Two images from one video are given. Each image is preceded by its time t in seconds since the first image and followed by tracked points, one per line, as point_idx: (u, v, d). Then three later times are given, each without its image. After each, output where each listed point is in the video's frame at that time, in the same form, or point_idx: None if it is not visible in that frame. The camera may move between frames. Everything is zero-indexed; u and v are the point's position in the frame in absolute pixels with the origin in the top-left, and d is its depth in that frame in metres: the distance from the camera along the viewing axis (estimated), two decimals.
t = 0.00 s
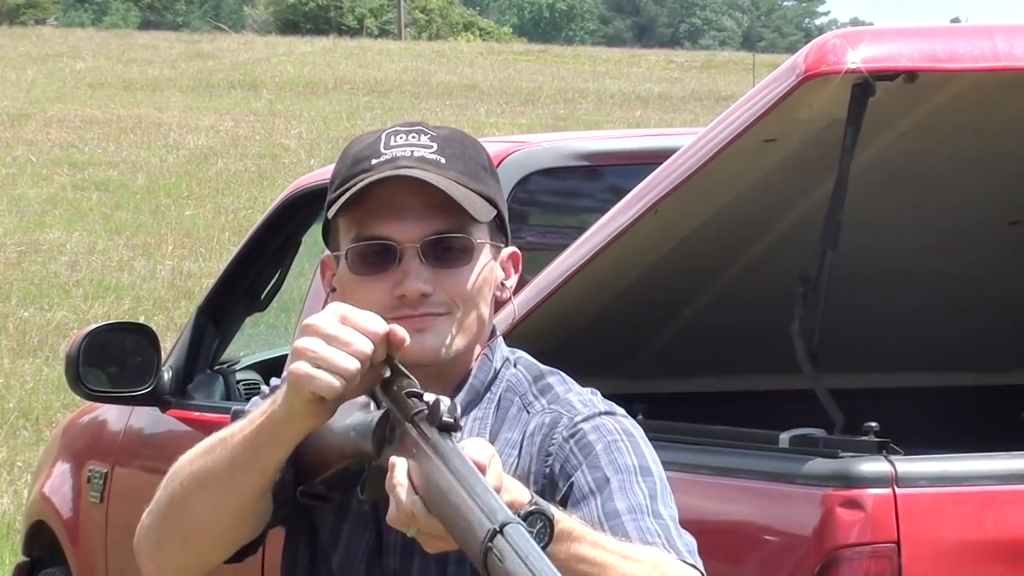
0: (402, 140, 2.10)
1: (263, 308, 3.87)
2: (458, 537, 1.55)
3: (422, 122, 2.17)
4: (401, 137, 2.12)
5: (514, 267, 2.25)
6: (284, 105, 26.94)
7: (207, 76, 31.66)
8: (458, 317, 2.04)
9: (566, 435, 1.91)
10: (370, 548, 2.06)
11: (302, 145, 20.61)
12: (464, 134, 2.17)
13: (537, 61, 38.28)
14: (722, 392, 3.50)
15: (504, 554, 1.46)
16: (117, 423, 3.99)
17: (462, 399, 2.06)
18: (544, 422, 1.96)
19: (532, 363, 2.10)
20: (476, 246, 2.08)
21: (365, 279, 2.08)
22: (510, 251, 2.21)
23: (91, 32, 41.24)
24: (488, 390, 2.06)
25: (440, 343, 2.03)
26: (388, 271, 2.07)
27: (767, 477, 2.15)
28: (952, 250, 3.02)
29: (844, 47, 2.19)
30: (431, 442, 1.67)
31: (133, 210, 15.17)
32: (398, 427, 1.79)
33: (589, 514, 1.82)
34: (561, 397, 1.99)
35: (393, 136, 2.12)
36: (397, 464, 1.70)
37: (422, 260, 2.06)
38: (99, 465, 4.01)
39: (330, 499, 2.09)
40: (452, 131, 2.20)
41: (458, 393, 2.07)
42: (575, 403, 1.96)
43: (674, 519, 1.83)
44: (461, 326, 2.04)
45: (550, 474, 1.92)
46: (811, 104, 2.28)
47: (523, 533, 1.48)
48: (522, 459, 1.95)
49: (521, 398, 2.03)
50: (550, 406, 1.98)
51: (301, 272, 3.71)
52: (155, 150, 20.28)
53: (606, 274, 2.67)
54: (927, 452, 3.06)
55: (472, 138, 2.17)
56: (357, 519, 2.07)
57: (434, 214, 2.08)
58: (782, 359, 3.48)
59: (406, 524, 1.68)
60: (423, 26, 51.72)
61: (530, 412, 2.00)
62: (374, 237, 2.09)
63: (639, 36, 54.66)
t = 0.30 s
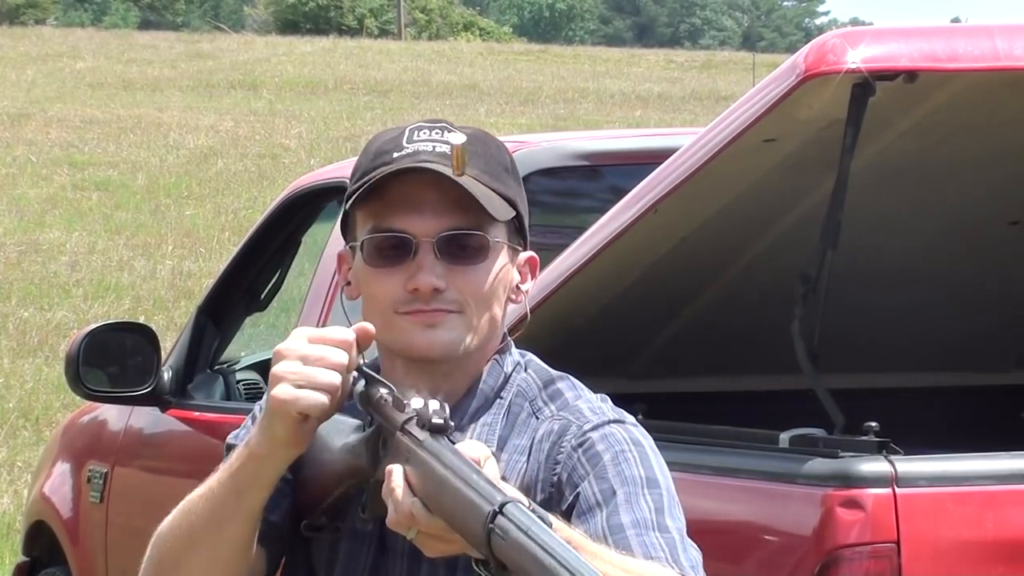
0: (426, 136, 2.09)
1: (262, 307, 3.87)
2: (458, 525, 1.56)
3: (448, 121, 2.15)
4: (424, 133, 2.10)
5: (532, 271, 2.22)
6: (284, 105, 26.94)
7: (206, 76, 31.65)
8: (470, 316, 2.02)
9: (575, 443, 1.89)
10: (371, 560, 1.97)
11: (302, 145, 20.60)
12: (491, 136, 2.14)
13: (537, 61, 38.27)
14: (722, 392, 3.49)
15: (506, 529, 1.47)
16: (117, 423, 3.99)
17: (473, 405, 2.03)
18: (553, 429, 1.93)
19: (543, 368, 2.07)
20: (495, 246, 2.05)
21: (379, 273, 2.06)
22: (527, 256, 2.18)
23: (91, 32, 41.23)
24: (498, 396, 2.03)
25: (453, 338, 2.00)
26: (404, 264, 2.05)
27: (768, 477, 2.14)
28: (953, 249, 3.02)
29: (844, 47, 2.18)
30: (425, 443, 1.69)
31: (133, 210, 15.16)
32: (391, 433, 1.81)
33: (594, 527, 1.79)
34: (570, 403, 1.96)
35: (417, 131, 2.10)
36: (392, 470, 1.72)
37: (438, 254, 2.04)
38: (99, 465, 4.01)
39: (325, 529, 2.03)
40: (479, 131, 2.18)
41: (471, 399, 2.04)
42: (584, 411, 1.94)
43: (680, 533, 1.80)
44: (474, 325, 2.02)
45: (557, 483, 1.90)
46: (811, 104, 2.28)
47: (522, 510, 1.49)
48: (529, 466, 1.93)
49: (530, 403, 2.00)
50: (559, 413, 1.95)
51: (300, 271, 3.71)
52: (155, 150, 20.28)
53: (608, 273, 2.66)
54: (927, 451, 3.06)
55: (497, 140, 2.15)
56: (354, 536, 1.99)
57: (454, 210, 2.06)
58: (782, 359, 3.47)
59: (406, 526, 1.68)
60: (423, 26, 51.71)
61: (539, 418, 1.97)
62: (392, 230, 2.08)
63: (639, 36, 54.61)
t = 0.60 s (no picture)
0: (420, 138, 2.07)
1: (263, 307, 3.86)
2: (474, 536, 1.54)
3: (443, 122, 2.13)
4: (419, 135, 2.09)
5: (530, 271, 2.20)
6: (284, 105, 26.94)
7: (206, 76, 31.64)
8: (467, 319, 2.02)
9: (569, 444, 1.87)
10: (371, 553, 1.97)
11: (302, 145, 20.60)
12: (486, 136, 2.13)
13: (537, 61, 38.26)
14: (721, 392, 3.49)
15: (528, 551, 1.44)
16: (118, 423, 3.99)
17: (472, 403, 2.04)
18: (549, 429, 1.92)
19: (544, 368, 2.05)
20: (490, 248, 2.05)
21: (375, 277, 2.07)
22: (525, 255, 2.16)
23: (91, 32, 41.22)
24: (497, 395, 2.03)
25: (451, 341, 2.01)
26: (399, 269, 2.06)
27: (767, 477, 2.15)
28: (952, 248, 3.02)
29: (844, 47, 2.19)
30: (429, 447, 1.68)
31: (133, 210, 15.16)
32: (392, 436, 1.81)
33: (584, 529, 1.76)
34: (568, 404, 1.95)
35: (411, 134, 2.09)
36: (398, 475, 1.73)
37: (433, 257, 2.04)
38: (99, 465, 4.01)
39: (329, 517, 2.02)
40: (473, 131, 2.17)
41: (469, 397, 2.05)
42: (581, 412, 1.92)
43: (671, 541, 1.76)
44: (471, 327, 2.02)
45: (551, 483, 1.88)
46: (811, 104, 2.28)
47: (540, 526, 1.46)
48: (525, 464, 1.92)
49: (529, 403, 1.99)
50: (556, 413, 1.94)
51: (300, 272, 3.70)
52: (155, 150, 20.27)
53: (607, 274, 2.66)
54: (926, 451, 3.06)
55: (493, 140, 2.14)
56: (356, 527, 1.99)
57: (448, 213, 2.05)
58: (782, 359, 3.47)
59: (409, 528, 1.69)
60: (423, 26, 51.71)
61: (537, 418, 1.96)
62: (387, 234, 2.08)
63: (639, 36, 54.56)
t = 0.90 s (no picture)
0: (430, 140, 2.09)
1: (262, 307, 3.88)
2: (524, 520, 1.52)
3: (451, 122, 2.15)
4: (428, 136, 2.10)
5: (539, 268, 2.23)
6: (284, 105, 26.93)
7: (206, 76, 31.63)
8: (484, 321, 2.03)
9: (586, 450, 1.88)
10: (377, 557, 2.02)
11: (302, 145, 20.59)
12: (494, 135, 2.15)
13: (537, 60, 38.25)
14: (719, 391, 3.49)
15: (587, 525, 1.42)
16: (117, 423, 3.99)
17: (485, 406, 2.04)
18: (564, 433, 1.93)
19: (556, 370, 2.07)
20: (505, 248, 2.07)
21: (392, 282, 2.07)
22: (534, 254, 2.19)
23: (91, 32, 41.20)
24: (509, 400, 2.04)
25: (469, 343, 2.02)
26: (416, 272, 2.06)
27: (767, 477, 2.14)
28: (953, 247, 3.01)
29: (844, 47, 2.19)
30: (462, 435, 1.65)
31: (133, 210, 15.15)
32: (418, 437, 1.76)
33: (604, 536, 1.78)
34: (582, 407, 1.96)
35: (420, 136, 2.11)
36: (430, 463, 1.69)
37: (450, 259, 2.05)
38: (99, 465, 4.01)
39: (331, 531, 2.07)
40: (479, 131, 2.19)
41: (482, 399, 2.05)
42: (596, 416, 1.93)
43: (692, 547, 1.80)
44: (489, 328, 2.03)
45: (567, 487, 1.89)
46: (811, 104, 2.28)
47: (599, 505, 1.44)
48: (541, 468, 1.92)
49: (542, 407, 2.01)
50: (571, 417, 1.95)
51: (300, 271, 3.69)
52: (155, 150, 20.27)
53: (607, 274, 2.67)
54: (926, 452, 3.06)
55: (499, 139, 2.15)
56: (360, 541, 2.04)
57: (463, 214, 2.07)
58: (781, 359, 3.47)
59: (443, 515, 1.66)
60: (423, 26, 51.69)
61: (551, 422, 1.97)
62: (402, 237, 2.08)
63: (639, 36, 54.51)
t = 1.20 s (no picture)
0: (422, 160, 2.13)
1: (262, 307, 3.88)
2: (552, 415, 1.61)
3: (439, 136, 2.19)
4: (420, 156, 2.15)
5: (535, 273, 2.25)
6: (284, 105, 26.92)
7: (206, 76, 31.62)
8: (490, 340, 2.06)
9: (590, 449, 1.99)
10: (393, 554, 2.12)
11: (302, 145, 20.59)
12: (482, 148, 2.20)
13: (537, 60, 38.24)
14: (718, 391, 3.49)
15: (611, 397, 1.53)
16: (117, 423, 3.99)
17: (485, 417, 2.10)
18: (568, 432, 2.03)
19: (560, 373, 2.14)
20: (504, 264, 2.09)
21: (399, 309, 2.09)
22: (532, 258, 2.21)
23: (91, 32, 41.18)
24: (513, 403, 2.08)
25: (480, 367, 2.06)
26: (422, 298, 2.07)
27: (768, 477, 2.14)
28: (952, 250, 3.03)
29: (844, 47, 2.19)
30: (492, 353, 1.76)
31: (133, 210, 15.15)
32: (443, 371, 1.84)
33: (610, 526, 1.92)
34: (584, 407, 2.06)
35: (411, 157, 2.14)
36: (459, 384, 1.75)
37: (454, 284, 2.07)
38: (99, 465, 4.01)
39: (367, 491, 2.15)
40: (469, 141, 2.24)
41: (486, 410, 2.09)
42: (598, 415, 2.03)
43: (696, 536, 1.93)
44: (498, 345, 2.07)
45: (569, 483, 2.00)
46: (811, 105, 2.28)
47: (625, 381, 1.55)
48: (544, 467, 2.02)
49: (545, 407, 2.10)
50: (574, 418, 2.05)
51: (300, 271, 3.69)
52: (155, 150, 20.27)
53: (606, 275, 2.67)
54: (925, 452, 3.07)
55: (490, 152, 2.21)
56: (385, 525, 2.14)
57: (462, 237, 2.09)
58: (781, 358, 3.47)
59: (471, 434, 1.70)
60: (423, 26, 51.67)
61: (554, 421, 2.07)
62: (404, 264, 2.10)
63: (639, 35, 54.43)
